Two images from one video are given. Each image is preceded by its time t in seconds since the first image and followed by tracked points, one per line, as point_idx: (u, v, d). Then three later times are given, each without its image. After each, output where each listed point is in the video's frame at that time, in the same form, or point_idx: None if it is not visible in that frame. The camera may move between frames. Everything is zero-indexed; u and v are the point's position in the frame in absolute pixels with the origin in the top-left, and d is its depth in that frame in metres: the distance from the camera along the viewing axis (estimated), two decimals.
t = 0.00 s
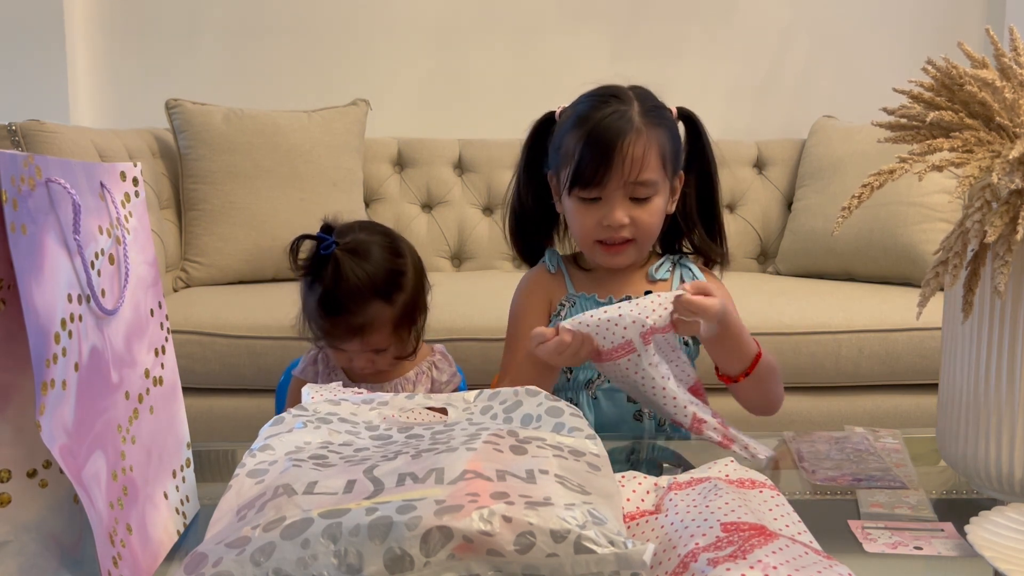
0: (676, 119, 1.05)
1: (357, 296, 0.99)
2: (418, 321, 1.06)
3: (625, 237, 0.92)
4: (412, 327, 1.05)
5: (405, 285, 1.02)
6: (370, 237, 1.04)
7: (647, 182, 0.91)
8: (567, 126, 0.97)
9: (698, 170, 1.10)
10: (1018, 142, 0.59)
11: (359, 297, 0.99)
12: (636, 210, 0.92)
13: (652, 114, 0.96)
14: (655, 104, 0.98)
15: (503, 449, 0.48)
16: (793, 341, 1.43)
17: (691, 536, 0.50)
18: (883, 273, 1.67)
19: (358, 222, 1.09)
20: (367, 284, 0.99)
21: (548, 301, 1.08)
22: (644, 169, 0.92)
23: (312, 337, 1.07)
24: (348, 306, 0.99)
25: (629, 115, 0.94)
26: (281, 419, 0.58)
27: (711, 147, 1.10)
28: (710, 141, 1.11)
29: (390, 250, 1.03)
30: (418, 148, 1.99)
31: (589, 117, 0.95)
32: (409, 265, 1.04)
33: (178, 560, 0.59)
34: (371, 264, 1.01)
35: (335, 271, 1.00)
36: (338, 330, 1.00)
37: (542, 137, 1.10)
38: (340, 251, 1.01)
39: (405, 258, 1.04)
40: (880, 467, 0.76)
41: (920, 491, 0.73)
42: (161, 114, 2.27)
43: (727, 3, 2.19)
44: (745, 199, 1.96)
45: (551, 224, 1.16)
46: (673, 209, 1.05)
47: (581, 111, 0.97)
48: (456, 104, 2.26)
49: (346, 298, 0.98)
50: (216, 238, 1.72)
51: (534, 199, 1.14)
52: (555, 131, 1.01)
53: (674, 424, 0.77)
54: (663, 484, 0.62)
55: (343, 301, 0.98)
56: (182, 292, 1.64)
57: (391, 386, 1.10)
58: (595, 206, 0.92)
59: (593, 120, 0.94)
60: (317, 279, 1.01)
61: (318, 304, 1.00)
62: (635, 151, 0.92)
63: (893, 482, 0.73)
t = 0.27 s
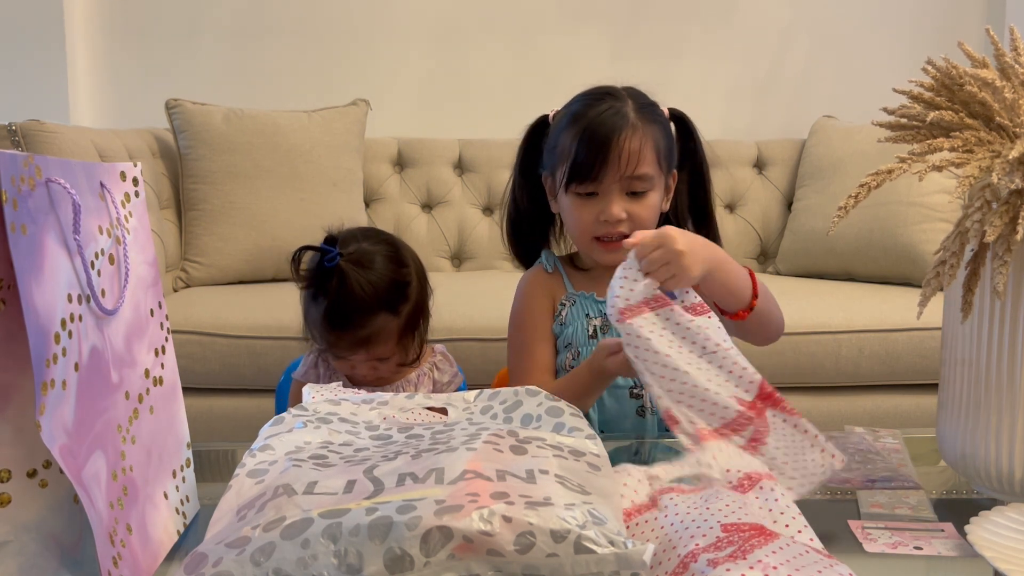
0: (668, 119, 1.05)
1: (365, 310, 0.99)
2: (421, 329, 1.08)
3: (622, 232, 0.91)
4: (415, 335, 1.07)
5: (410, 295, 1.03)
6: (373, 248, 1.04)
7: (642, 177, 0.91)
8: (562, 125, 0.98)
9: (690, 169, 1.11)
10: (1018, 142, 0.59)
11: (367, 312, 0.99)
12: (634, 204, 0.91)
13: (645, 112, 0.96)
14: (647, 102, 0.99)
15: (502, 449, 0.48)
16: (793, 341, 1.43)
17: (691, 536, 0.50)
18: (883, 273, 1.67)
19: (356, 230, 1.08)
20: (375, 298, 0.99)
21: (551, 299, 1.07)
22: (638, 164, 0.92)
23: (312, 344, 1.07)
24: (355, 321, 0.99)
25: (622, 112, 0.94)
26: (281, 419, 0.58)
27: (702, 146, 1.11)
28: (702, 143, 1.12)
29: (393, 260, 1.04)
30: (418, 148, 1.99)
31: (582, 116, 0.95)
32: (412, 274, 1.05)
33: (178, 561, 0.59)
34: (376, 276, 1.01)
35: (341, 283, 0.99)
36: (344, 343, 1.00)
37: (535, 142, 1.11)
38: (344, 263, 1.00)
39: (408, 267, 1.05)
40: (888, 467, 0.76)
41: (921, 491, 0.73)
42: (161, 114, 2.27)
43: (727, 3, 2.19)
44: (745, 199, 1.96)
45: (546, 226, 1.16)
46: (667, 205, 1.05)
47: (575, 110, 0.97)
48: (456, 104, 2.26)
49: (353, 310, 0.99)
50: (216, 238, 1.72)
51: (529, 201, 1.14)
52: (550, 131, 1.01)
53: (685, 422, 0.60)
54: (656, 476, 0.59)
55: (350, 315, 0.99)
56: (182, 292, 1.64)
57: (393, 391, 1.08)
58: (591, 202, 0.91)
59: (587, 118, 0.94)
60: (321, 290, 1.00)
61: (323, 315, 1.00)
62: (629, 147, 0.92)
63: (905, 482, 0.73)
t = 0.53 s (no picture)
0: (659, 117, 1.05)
1: (371, 316, 0.99)
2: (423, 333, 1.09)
3: (617, 233, 0.92)
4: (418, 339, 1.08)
5: (414, 301, 1.04)
6: (378, 253, 1.04)
7: (636, 179, 0.91)
8: (554, 127, 0.97)
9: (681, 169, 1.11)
10: (1018, 142, 0.59)
11: (373, 318, 0.99)
12: (629, 207, 0.92)
13: (637, 112, 0.96)
14: (639, 102, 0.98)
15: (502, 449, 0.48)
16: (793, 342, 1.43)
17: (688, 537, 0.50)
18: (883, 272, 1.67)
19: (359, 234, 1.08)
20: (381, 304, 1.00)
21: (547, 297, 1.07)
22: (633, 166, 0.92)
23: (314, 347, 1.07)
24: (361, 327, 0.99)
25: (615, 114, 0.94)
26: (281, 419, 0.58)
27: (692, 146, 1.11)
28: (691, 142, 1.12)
29: (398, 266, 1.04)
30: (418, 149, 1.99)
31: (575, 118, 0.95)
32: (416, 280, 1.05)
33: (178, 561, 0.59)
34: (382, 282, 1.01)
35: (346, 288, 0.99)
36: (348, 348, 1.01)
37: (527, 143, 1.11)
38: (349, 268, 1.00)
39: (412, 273, 1.05)
40: (888, 467, 0.77)
41: (921, 491, 0.73)
42: (161, 114, 2.27)
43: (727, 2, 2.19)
44: (745, 199, 1.96)
45: (541, 227, 1.16)
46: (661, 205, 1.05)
47: (567, 113, 0.97)
48: (456, 104, 2.26)
49: (357, 316, 0.99)
50: (216, 238, 1.72)
51: (524, 203, 1.14)
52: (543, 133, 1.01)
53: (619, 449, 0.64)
54: (647, 480, 0.60)
55: (355, 321, 0.99)
56: (182, 292, 1.64)
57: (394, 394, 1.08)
58: (586, 205, 0.92)
59: (580, 121, 0.94)
60: (324, 294, 1.00)
61: (327, 319, 1.00)
62: (623, 149, 0.92)
63: (905, 482, 0.74)
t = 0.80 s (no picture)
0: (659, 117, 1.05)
1: (373, 323, 1.00)
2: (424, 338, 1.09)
3: (617, 236, 0.92)
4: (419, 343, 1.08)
5: (415, 307, 1.04)
6: (380, 259, 1.04)
7: (636, 182, 0.91)
8: (555, 129, 0.97)
9: (681, 169, 1.11)
10: (1017, 143, 0.59)
11: (374, 325, 1.00)
12: (629, 209, 0.92)
13: (638, 115, 0.96)
14: (640, 104, 0.98)
15: (502, 449, 0.48)
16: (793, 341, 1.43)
17: (687, 537, 0.50)
18: (883, 272, 1.67)
19: (360, 238, 1.08)
20: (382, 310, 1.00)
21: (546, 297, 1.07)
22: (633, 169, 0.92)
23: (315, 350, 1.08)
24: (362, 333, 1.00)
25: (616, 117, 0.94)
26: (280, 419, 0.58)
27: (692, 146, 1.11)
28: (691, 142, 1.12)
29: (399, 271, 1.04)
30: (418, 149, 1.99)
31: (575, 121, 0.95)
32: (417, 284, 1.05)
33: (178, 560, 0.59)
34: (384, 288, 1.01)
35: (347, 295, 0.99)
36: (348, 352, 1.02)
37: (526, 142, 1.11)
38: (350, 275, 1.00)
39: (414, 278, 1.05)
40: (889, 467, 0.77)
41: (921, 491, 0.73)
42: (161, 114, 2.27)
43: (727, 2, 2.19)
44: (745, 199, 1.96)
45: (540, 226, 1.16)
46: (661, 205, 1.05)
47: (568, 115, 0.96)
48: (456, 104, 2.26)
49: (359, 322, 0.99)
50: (216, 238, 1.72)
51: (524, 202, 1.14)
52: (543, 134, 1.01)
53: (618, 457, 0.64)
54: (647, 479, 0.60)
55: (356, 327, 0.99)
56: (182, 292, 1.64)
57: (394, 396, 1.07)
58: (586, 207, 0.92)
59: (580, 123, 0.94)
60: (326, 300, 1.00)
61: (329, 325, 1.01)
62: (624, 152, 0.92)
63: (905, 482, 0.74)
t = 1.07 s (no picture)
0: (659, 117, 1.04)
1: (374, 329, 1.00)
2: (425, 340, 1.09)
3: (615, 236, 0.92)
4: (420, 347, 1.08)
5: (416, 312, 1.04)
6: (380, 263, 1.04)
7: (635, 182, 0.91)
8: (555, 129, 0.97)
9: (682, 170, 1.11)
10: (1017, 142, 0.59)
11: (375, 330, 1.00)
12: (627, 210, 0.92)
13: (638, 116, 0.96)
14: (640, 105, 0.98)
15: (502, 449, 0.48)
16: (793, 342, 1.43)
17: (688, 537, 0.50)
18: (883, 273, 1.67)
19: (359, 241, 1.08)
20: (383, 316, 1.00)
21: (545, 297, 1.07)
22: (632, 170, 0.92)
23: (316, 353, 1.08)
24: (363, 339, 1.00)
25: (615, 117, 0.94)
26: (281, 419, 0.58)
27: (693, 146, 1.11)
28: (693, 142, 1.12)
29: (400, 275, 1.04)
30: (418, 149, 1.99)
31: (575, 121, 0.95)
32: (418, 289, 1.05)
33: (177, 560, 0.59)
34: (384, 293, 1.01)
35: (347, 300, 0.99)
36: (349, 356, 1.02)
37: (527, 142, 1.11)
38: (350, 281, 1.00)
39: (414, 282, 1.05)
40: (888, 467, 0.77)
41: (921, 491, 0.73)
42: (161, 114, 2.27)
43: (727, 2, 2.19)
44: (745, 199, 1.96)
45: (540, 226, 1.16)
46: (661, 206, 1.05)
47: (567, 116, 0.96)
48: (456, 104, 2.26)
49: (360, 327, 0.99)
50: (216, 238, 1.72)
51: (524, 202, 1.14)
52: (543, 134, 1.01)
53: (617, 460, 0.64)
54: (648, 480, 0.61)
55: (357, 332, 1.00)
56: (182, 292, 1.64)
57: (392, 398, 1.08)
58: (585, 207, 0.92)
59: (580, 124, 0.94)
60: (326, 305, 1.00)
61: (329, 330, 1.01)
62: (623, 153, 0.92)
63: (905, 482, 0.74)
